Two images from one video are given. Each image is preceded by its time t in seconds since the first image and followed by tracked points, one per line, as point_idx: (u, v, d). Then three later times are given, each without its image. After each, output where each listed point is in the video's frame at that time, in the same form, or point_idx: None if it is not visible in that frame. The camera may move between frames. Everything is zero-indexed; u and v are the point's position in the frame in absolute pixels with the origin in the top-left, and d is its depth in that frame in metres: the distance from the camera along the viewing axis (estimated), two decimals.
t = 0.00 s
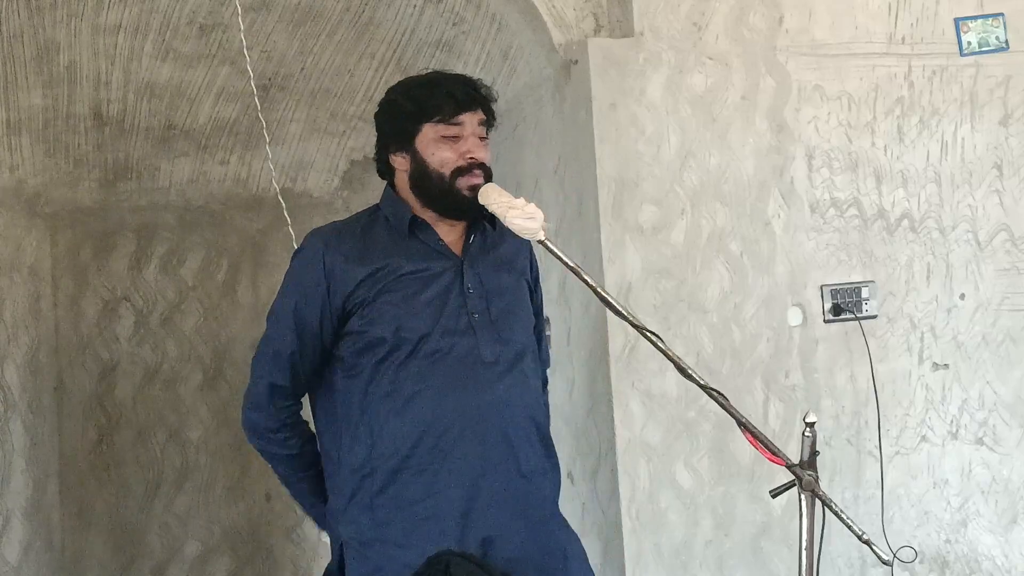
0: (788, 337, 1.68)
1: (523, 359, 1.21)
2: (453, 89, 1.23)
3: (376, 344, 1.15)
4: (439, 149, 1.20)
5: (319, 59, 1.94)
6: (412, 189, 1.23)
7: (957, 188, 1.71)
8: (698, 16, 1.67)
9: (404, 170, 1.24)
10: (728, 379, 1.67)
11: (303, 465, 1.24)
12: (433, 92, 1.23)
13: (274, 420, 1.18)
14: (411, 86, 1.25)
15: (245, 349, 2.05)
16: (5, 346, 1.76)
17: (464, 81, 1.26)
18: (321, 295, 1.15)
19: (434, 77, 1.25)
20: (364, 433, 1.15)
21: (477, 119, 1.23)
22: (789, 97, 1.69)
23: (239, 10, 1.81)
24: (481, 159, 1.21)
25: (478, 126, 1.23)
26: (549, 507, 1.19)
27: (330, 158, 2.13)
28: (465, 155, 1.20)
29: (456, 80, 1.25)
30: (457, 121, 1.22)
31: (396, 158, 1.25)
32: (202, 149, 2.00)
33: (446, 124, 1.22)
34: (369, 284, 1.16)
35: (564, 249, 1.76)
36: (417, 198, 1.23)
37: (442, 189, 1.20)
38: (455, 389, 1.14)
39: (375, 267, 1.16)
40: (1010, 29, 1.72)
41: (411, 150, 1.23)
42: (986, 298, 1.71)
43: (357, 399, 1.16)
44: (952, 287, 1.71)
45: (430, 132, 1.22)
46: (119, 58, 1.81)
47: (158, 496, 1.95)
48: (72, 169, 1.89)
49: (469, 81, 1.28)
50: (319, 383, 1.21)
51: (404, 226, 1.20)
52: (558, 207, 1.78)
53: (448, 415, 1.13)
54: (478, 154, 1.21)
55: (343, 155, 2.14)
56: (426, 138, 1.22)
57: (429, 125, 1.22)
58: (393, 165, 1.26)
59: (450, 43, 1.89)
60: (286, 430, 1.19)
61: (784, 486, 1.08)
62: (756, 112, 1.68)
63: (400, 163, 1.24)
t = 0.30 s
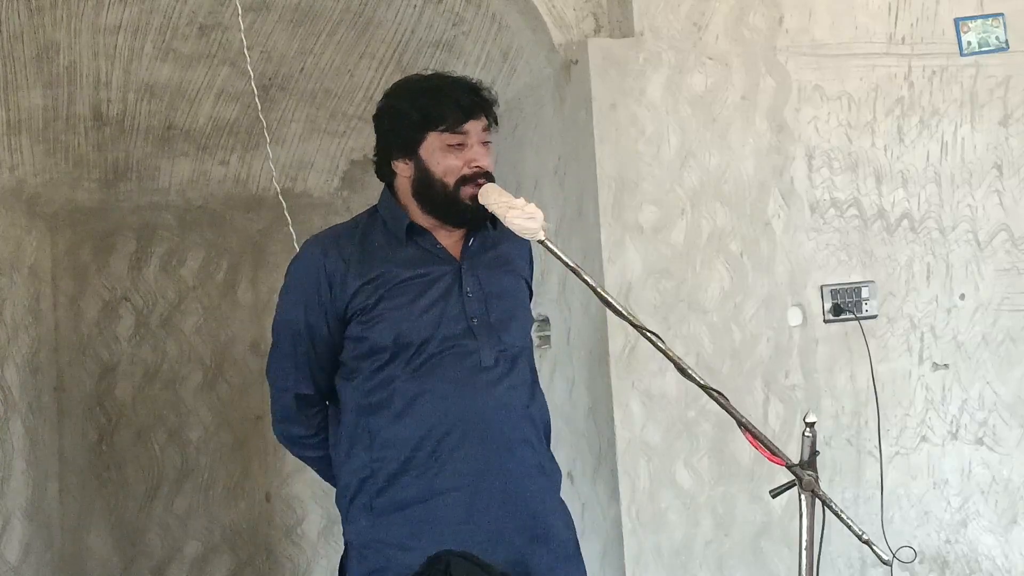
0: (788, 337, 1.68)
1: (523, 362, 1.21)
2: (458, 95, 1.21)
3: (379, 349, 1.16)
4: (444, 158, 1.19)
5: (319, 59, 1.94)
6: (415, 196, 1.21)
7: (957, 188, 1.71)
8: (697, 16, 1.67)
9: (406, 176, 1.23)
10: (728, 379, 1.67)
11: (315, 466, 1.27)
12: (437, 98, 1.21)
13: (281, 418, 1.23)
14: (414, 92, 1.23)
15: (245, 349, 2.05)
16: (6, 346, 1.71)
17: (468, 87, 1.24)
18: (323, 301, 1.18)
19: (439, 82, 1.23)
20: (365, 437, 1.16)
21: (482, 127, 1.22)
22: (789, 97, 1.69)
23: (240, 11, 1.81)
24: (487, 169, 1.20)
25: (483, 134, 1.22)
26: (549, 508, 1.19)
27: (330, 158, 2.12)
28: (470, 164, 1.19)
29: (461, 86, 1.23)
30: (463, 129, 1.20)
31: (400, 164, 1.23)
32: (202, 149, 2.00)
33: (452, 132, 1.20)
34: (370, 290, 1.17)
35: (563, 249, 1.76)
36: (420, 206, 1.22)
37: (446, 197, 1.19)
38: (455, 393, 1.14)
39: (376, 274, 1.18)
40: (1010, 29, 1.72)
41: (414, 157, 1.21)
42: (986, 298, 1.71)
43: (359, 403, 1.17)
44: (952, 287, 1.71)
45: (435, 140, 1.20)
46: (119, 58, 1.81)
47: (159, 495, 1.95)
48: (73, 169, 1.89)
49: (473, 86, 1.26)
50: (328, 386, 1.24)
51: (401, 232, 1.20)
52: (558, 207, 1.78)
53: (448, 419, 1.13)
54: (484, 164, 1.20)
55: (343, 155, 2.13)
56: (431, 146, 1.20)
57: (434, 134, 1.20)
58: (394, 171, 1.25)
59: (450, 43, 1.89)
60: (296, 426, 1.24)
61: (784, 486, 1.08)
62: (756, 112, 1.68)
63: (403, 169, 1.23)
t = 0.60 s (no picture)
0: (788, 337, 1.68)
1: (522, 363, 1.22)
2: (462, 100, 1.20)
3: (379, 352, 1.16)
4: (451, 166, 1.18)
5: (319, 59, 1.94)
6: (420, 203, 1.21)
7: (957, 188, 1.71)
8: (697, 16, 1.67)
9: (409, 182, 1.22)
10: (728, 379, 1.67)
11: (315, 472, 1.26)
12: (441, 103, 1.19)
13: (284, 422, 1.23)
14: (415, 96, 1.21)
15: (245, 350, 2.05)
16: (6, 346, 1.72)
17: (470, 90, 1.23)
18: (322, 304, 1.17)
19: (442, 86, 1.21)
20: (366, 439, 1.16)
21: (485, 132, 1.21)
22: (789, 97, 1.69)
23: (240, 11, 1.81)
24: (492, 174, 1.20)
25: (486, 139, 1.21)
26: (549, 508, 1.19)
27: (330, 158, 2.12)
28: (477, 169, 1.18)
29: (464, 89, 1.21)
30: (467, 135, 1.19)
31: (402, 170, 1.22)
32: (202, 149, 2.00)
33: (457, 139, 1.19)
34: (370, 294, 1.17)
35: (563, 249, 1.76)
36: (422, 212, 1.21)
37: (451, 204, 1.18)
38: (455, 395, 1.14)
39: (377, 278, 1.17)
40: (1010, 29, 1.72)
41: (417, 163, 1.20)
42: (986, 298, 1.71)
43: (359, 405, 1.17)
44: (952, 287, 1.71)
45: (440, 147, 1.19)
46: (119, 58, 1.81)
47: (159, 496, 1.95)
48: (73, 169, 1.89)
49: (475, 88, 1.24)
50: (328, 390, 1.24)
51: (399, 236, 1.20)
52: (558, 207, 1.78)
53: (448, 421, 1.13)
54: (489, 169, 1.20)
55: (343, 155, 2.12)
56: (436, 153, 1.19)
57: (440, 141, 1.19)
58: (397, 176, 1.23)
59: (450, 42, 1.88)
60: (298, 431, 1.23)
61: (784, 487, 1.08)
62: (756, 112, 1.68)
63: (407, 176, 1.22)
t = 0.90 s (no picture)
0: (788, 337, 1.69)
1: (521, 363, 1.22)
2: (460, 105, 1.19)
3: (377, 354, 1.16)
4: (453, 171, 1.17)
5: (319, 59, 1.94)
6: (420, 207, 1.20)
7: (957, 188, 1.71)
8: (697, 16, 1.67)
9: (409, 187, 1.21)
10: (728, 379, 1.67)
11: (313, 472, 1.27)
12: (440, 109, 1.18)
13: (281, 425, 1.23)
14: (413, 101, 1.19)
15: (245, 350, 2.05)
16: (6, 346, 1.76)
17: (467, 93, 1.21)
18: (318, 306, 1.18)
19: (439, 91, 1.20)
20: (364, 440, 1.17)
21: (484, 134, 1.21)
22: (789, 97, 1.69)
23: (240, 11, 1.83)
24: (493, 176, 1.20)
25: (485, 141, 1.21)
26: (549, 509, 1.19)
27: (330, 158, 2.10)
28: (478, 172, 1.18)
29: (462, 93, 1.20)
30: (468, 139, 1.18)
31: (402, 174, 1.21)
32: (202, 149, 2.00)
33: (457, 143, 1.18)
34: (367, 296, 1.17)
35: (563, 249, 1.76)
36: (422, 215, 1.21)
37: (452, 207, 1.18)
38: (454, 396, 1.14)
39: (371, 280, 1.17)
40: (1010, 29, 1.72)
41: (418, 169, 1.19)
42: (986, 298, 1.71)
43: (357, 406, 1.18)
44: (952, 287, 1.71)
45: (441, 153, 1.18)
46: (119, 58, 1.81)
47: (159, 496, 1.95)
48: (73, 169, 1.89)
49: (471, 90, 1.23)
50: (326, 391, 1.23)
51: (394, 238, 1.20)
52: (558, 207, 1.78)
53: (447, 421, 1.14)
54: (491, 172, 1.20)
55: (343, 155, 2.10)
56: (438, 159, 1.18)
57: (441, 145, 1.18)
58: (395, 181, 1.22)
59: (450, 42, 1.88)
60: (296, 433, 1.24)
61: (784, 487, 1.08)
62: (756, 112, 1.68)
63: (407, 181, 1.21)
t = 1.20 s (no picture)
0: (788, 337, 1.68)
1: (519, 362, 1.22)
2: (464, 106, 1.19)
3: (374, 356, 1.16)
4: (459, 173, 1.17)
5: (319, 59, 1.94)
6: (423, 208, 1.20)
7: (957, 188, 1.71)
8: (697, 16, 1.67)
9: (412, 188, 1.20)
10: (728, 379, 1.67)
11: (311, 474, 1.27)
12: (445, 110, 1.18)
13: (279, 427, 1.23)
14: (416, 102, 1.19)
15: (245, 350, 2.05)
16: (5, 347, 1.74)
17: (469, 94, 1.22)
18: (316, 310, 1.17)
19: (442, 92, 1.20)
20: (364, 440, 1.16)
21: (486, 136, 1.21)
22: (789, 97, 1.69)
23: (240, 11, 1.81)
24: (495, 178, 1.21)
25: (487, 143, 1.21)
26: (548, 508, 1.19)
27: (330, 158, 2.12)
28: (481, 174, 1.19)
29: (464, 94, 1.21)
30: (472, 141, 1.19)
31: (405, 175, 1.20)
32: (202, 149, 2.00)
33: (462, 145, 1.18)
34: (364, 297, 1.16)
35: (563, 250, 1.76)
36: (424, 216, 1.20)
37: (456, 209, 1.18)
38: (454, 396, 1.14)
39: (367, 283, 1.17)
40: (1010, 29, 1.72)
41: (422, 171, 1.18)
42: (986, 298, 1.71)
43: (356, 407, 1.17)
44: (952, 287, 1.71)
45: (446, 154, 1.18)
46: (119, 58, 1.81)
47: (158, 496, 1.95)
48: (73, 169, 1.89)
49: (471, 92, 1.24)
50: (323, 394, 1.23)
51: (390, 241, 1.20)
52: (558, 207, 1.78)
53: (446, 421, 1.14)
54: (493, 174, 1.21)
55: (343, 155, 2.12)
56: (443, 160, 1.18)
57: (447, 147, 1.18)
58: (398, 182, 1.21)
59: (450, 43, 1.88)
60: (293, 435, 1.24)
61: (784, 487, 1.08)
62: (756, 112, 1.68)
63: (411, 183, 1.20)
